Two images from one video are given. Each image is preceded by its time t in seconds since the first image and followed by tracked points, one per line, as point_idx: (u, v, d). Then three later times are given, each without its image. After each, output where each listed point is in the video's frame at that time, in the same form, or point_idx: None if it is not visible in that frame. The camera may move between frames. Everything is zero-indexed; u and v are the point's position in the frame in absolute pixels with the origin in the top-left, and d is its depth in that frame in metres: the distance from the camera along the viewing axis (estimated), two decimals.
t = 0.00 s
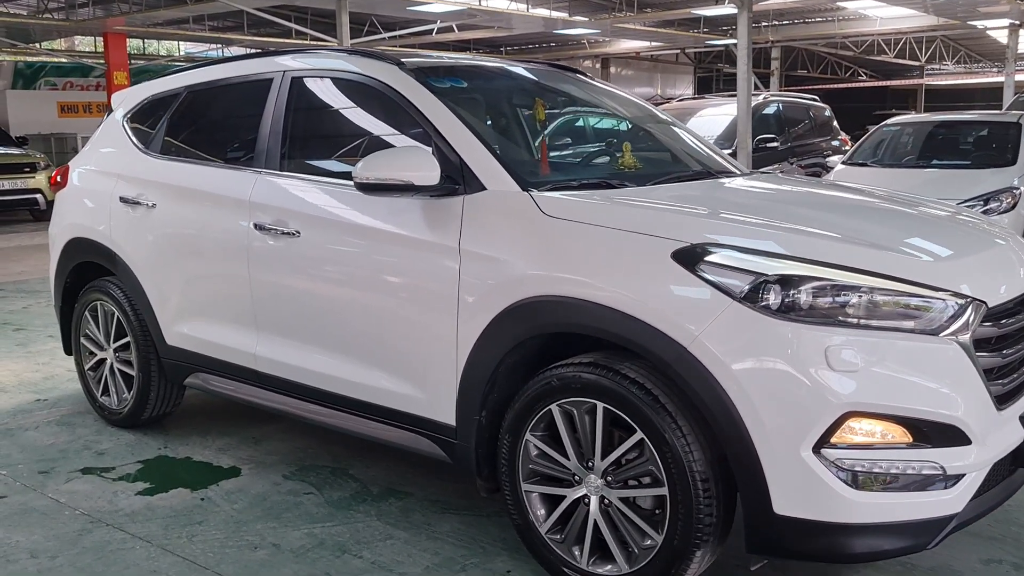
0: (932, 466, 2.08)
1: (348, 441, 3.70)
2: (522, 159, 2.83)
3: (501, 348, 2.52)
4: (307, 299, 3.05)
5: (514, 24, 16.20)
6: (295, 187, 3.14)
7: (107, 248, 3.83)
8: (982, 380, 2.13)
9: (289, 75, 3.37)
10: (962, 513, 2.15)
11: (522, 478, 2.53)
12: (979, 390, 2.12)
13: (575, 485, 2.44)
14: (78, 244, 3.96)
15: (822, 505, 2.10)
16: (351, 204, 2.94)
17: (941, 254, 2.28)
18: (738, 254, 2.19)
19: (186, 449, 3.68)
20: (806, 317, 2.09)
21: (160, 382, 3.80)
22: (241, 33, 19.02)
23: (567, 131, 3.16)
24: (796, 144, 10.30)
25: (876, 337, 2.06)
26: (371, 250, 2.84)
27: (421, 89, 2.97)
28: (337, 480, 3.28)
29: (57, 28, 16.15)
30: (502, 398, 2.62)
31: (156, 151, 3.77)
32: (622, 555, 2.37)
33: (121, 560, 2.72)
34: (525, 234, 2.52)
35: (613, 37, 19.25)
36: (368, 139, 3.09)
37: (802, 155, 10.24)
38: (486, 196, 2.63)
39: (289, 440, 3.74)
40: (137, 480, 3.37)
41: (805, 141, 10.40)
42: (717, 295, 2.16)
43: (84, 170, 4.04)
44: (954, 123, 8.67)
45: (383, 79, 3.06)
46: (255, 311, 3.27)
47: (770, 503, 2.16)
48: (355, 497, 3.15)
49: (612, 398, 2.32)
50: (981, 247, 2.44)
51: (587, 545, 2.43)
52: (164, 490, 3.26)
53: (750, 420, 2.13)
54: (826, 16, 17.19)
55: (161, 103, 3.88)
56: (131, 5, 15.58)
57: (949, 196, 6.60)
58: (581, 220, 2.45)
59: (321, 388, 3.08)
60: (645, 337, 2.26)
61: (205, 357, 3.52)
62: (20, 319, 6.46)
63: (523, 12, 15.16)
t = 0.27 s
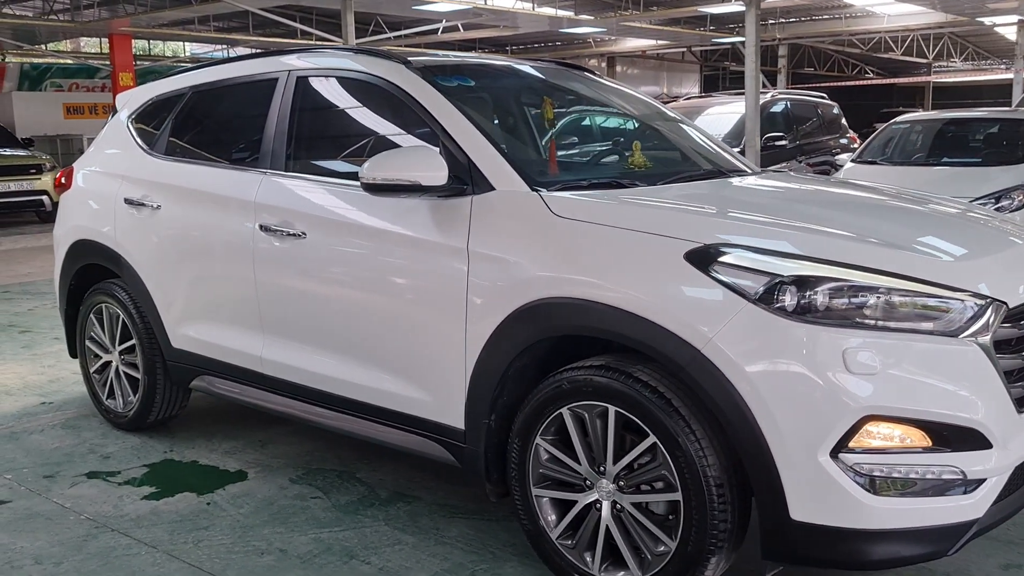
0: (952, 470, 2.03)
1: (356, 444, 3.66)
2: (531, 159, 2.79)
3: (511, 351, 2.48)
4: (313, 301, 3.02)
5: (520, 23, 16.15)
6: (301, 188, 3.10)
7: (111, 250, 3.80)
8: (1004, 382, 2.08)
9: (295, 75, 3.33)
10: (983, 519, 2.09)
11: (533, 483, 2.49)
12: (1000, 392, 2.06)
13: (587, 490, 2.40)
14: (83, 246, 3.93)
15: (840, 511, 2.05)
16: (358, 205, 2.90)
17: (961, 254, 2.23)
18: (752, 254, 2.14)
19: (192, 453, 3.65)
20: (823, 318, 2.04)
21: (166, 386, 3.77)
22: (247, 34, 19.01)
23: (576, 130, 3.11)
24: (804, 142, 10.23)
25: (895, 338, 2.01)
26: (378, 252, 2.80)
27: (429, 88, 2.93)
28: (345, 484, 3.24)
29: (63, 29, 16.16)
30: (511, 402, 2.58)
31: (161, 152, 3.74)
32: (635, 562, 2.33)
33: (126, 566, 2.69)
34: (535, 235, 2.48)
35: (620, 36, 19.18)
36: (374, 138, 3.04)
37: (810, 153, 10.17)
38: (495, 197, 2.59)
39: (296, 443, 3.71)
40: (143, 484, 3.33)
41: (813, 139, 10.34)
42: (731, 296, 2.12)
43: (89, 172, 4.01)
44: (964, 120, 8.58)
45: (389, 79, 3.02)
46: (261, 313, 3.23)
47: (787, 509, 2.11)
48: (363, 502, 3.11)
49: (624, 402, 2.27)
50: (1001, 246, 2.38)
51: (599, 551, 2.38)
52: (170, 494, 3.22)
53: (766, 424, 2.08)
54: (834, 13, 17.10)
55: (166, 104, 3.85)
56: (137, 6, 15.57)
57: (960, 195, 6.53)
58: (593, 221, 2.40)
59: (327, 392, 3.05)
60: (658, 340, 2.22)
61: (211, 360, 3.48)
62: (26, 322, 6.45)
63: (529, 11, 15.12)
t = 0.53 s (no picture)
0: (974, 475, 1.99)
1: (365, 447, 3.63)
2: (544, 159, 2.76)
3: (522, 354, 2.45)
4: (322, 304, 2.98)
5: (526, 22, 16.11)
6: (308, 189, 3.07)
7: (118, 252, 3.77)
8: None
9: (303, 75, 3.30)
10: (1007, 524, 2.05)
11: (545, 487, 2.45)
12: None
13: (601, 494, 2.36)
14: (90, 248, 3.91)
15: (860, 516, 2.01)
16: (366, 206, 2.87)
17: (982, 254, 2.18)
18: (769, 255, 2.10)
19: (200, 456, 3.62)
20: (841, 321, 2.00)
21: (173, 388, 3.75)
22: (253, 34, 19.01)
23: (586, 130, 3.07)
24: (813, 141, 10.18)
25: (917, 341, 1.97)
26: (388, 253, 2.76)
27: (438, 88, 2.89)
28: (354, 488, 3.21)
29: (69, 31, 16.17)
30: (523, 405, 2.55)
31: (167, 153, 3.71)
32: (650, 567, 2.29)
33: (134, 571, 2.66)
34: (547, 236, 2.44)
35: (626, 35, 19.13)
36: (380, 139, 3.01)
37: (818, 152, 10.11)
38: (506, 198, 2.56)
39: (304, 446, 3.68)
40: (151, 488, 3.31)
41: (821, 138, 10.28)
42: (748, 297, 2.07)
43: (96, 173, 3.99)
44: (974, 117, 8.48)
45: (398, 78, 2.99)
46: (269, 316, 3.20)
47: (806, 515, 2.07)
48: (373, 506, 3.08)
49: (638, 406, 2.24)
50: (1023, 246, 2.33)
51: (613, 556, 2.35)
52: (178, 498, 3.20)
53: (784, 428, 2.04)
54: (842, 11, 17.01)
55: (173, 105, 3.82)
56: (142, 8, 15.58)
57: (972, 193, 6.48)
58: (606, 222, 2.36)
59: (336, 395, 3.01)
60: (673, 342, 2.18)
61: (219, 363, 3.45)
62: (33, 324, 6.44)
63: (535, 11, 15.08)
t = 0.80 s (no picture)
0: (1013, 481, 1.93)
1: (379, 451, 3.59)
2: (567, 159, 2.71)
3: (545, 357, 2.40)
4: (338, 306, 2.94)
5: (534, 22, 16.07)
6: (324, 189, 3.03)
7: (130, 253, 3.73)
8: None
9: (318, 73, 3.25)
10: None
11: (568, 493, 2.40)
12: None
13: (626, 500, 2.31)
14: (101, 249, 3.87)
15: (896, 524, 1.95)
16: (383, 206, 2.82)
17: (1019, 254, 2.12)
18: (799, 256, 2.05)
19: (213, 460, 3.58)
20: (876, 323, 1.94)
21: (185, 391, 3.71)
22: (260, 35, 19.00)
23: (606, 130, 3.02)
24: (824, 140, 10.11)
25: (956, 345, 1.90)
26: (406, 254, 2.72)
27: (456, 86, 2.84)
28: (370, 492, 3.17)
29: (76, 32, 16.17)
30: (545, 409, 2.50)
31: (180, 153, 3.67)
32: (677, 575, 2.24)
33: None
34: (570, 236, 2.39)
35: (633, 35, 19.08)
36: (392, 139, 2.97)
37: (829, 152, 10.05)
38: (528, 198, 2.51)
39: (318, 450, 3.64)
40: (164, 492, 3.27)
41: (833, 138, 10.22)
42: (779, 299, 2.02)
43: (107, 173, 3.95)
44: (988, 117, 8.35)
45: (415, 76, 2.94)
46: (284, 318, 3.16)
47: (840, 522, 2.02)
48: (389, 510, 3.03)
49: (665, 410, 2.19)
50: None
51: (639, 564, 2.30)
52: (192, 503, 3.16)
53: (817, 434, 1.99)
54: (851, 10, 16.94)
55: (185, 105, 3.78)
56: (150, 9, 15.57)
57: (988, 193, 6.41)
58: (631, 222, 2.31)
59: (353, 398, 2.97)
60: (701, 345, 2.13)
61: (232, 366, 3.41)
62: (42, 325, 6.41)
63: (543, 11, 15.03)
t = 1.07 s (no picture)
0: None
1: (398, 459, 3.52)
2: (599, 162, 2.63)
3: (577, 366, 2.33)
4: (359, 312, 2.87)
5: (541, 22, 16.01)
6: (344, 193, 2.95)
7: (143, 258, 3.67)
8: None
9: (337, 75, 3.18)
10: None
11: (601, 507, 2.33)
12: None
13: (662, 515, 2.24)
14: (114, 254, 3.81)
15: (950, 543, 1.86)
16: (407, 211, 2.75)
17: None
18: (845, 262, 1.96)
19: (228, 469, 3.51)
20: (927, 333, 1.85)
21: (200, 399, 3.64)
22: (267, 36, 18.96)
23: (632, 132, 2.94)
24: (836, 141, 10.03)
25: (1008, 354, 1.81)
26: (430, 260, 2.64)
27: (481, 87, 2.77)
28: (391, 504, 3.10)
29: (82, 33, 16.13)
30: (576, 420, 2.43)
31: (194, 156, 3.60)
32: None
33: None
34: (602, 242, 2.32)
35: (640, 36, 19.01)
36: (404, 141, 2.92)
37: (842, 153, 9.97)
38: (557, 202, 2.43)
39: (336, 458, 3.57)
40: (180, 502, 3.20)
41: (845, 138, 10.14)
42: (824, 307, 1.94)
43: (118, 177, 3.88)
44: (1005, 117, 8.16)
45: (438, 77, 2.86)
46: (302, 324, 3.09)
47: (890, 541, 1.93)
48: (411, 522, 2.96)
49: (704, 423, 2.11)
50: None
51: None
52: (209, 514, 3.09)
53: (866, 448, 1.91)
54: (860, 10, 16.85)
55: (200, 107, 3.71)
56: (156, 10, 15.53)
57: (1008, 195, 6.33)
58: (666, 227, 2.23)
59: (374, 407, 2.90)
60: (742, 355, 2.05)
61: (249, 373, 3.34)
62: (52, 329, 6.35)
63: (550, 11, 14.97)
